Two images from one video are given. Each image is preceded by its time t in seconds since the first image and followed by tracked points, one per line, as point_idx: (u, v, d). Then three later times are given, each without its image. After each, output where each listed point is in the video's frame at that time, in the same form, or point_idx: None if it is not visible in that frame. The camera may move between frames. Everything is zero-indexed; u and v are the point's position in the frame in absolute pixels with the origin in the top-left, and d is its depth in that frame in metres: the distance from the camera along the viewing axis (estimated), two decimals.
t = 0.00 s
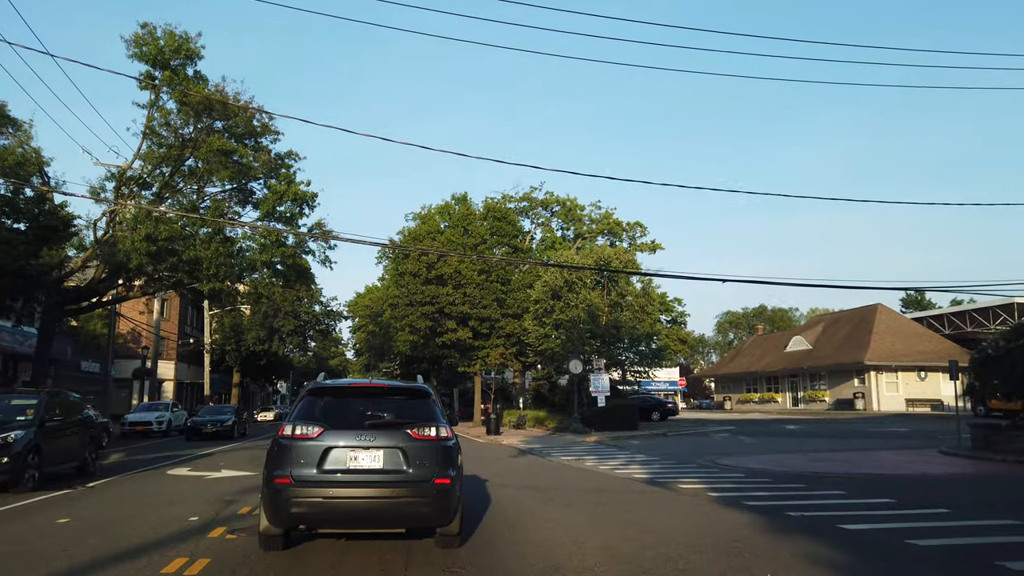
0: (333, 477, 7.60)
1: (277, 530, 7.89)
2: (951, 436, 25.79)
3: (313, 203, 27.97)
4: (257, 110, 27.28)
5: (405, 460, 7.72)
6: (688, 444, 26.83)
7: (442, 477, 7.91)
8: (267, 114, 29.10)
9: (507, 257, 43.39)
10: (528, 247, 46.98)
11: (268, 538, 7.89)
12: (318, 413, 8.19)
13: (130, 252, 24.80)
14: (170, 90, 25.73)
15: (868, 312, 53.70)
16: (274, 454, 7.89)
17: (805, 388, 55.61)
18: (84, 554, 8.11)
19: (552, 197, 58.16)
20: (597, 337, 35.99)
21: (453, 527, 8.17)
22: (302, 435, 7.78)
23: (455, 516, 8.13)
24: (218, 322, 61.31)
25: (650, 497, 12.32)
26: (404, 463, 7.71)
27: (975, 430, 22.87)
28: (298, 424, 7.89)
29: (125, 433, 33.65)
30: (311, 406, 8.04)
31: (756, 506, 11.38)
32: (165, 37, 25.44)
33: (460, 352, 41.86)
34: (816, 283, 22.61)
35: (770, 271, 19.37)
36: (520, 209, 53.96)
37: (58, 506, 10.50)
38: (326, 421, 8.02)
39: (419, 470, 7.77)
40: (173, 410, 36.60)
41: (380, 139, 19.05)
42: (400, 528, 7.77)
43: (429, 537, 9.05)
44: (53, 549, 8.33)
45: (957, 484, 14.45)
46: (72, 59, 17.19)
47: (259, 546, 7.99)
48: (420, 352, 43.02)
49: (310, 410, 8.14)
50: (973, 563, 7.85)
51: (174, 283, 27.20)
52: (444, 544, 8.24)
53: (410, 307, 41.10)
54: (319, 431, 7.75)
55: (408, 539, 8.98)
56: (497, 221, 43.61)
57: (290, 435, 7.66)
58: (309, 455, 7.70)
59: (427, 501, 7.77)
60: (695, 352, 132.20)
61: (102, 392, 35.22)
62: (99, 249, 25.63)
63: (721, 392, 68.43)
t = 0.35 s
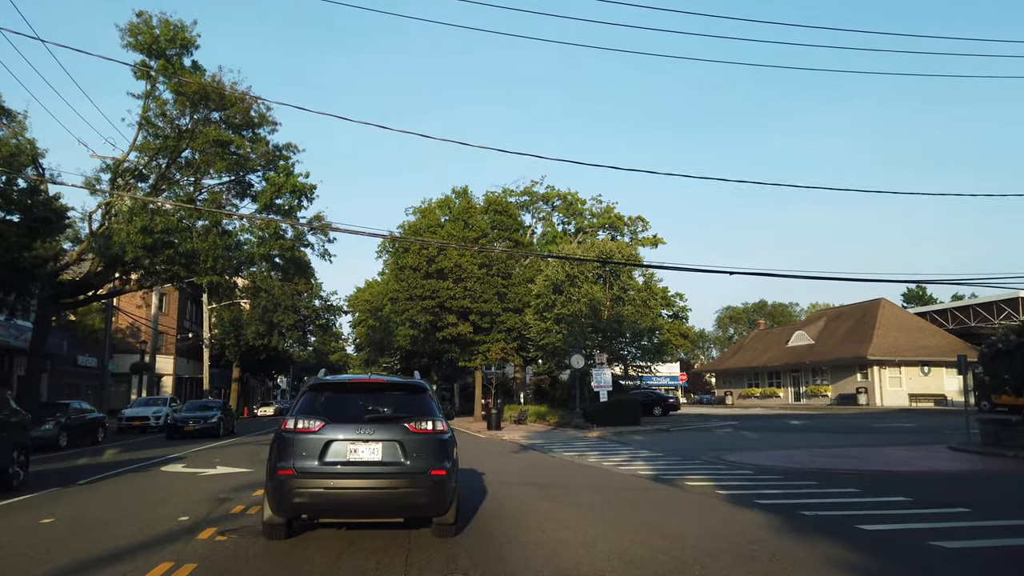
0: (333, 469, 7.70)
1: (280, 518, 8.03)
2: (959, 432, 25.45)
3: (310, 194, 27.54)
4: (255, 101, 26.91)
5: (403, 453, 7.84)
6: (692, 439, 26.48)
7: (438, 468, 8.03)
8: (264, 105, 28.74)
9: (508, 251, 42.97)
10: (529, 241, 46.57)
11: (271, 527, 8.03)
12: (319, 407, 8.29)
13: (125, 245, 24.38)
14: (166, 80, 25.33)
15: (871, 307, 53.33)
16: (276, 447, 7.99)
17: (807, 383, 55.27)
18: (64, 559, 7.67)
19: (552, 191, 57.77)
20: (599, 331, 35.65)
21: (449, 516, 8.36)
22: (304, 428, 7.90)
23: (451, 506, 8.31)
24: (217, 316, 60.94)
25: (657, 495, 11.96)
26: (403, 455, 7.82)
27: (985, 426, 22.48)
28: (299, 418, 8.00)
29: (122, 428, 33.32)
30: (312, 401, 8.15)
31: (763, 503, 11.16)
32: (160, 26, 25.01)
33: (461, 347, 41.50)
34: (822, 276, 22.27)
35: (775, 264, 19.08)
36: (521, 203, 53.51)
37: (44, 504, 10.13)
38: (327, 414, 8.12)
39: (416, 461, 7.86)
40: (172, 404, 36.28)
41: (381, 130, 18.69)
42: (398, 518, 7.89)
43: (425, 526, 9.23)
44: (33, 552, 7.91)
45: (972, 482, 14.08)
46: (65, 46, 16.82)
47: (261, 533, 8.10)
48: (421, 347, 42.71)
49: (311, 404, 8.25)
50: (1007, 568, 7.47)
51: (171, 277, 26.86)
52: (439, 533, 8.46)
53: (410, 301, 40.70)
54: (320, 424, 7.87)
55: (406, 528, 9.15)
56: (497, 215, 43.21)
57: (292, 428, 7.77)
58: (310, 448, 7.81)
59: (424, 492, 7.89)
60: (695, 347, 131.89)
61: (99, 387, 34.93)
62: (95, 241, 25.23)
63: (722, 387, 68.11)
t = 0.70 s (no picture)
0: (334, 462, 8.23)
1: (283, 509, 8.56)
2: (968, 429, 25.06)
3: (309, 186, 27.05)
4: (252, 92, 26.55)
5: (399, 446, 8.36)
6: (696, 436, 26.13)
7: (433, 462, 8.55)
8: (262, 97, 28.34)
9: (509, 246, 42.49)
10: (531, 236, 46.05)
11: (275, 517, 8.57)
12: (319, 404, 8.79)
13: (119, 239, 23.81)
14: (161, 71, 24.89)
15: (875, 303, 52.94)
16: (279, 442, 8.51)
17: (810, 379, 54.89)
18: (40, 564, 7.22)
19: (553, 186, 57.32)
20: (601, 327, 35.17)
21: (443, 507, 8.90)
22: (305, 424, 8.41)
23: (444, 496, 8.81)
24: (215, 312, 60.48)
25: (666, 495, 11.58)
26: (399, 449, 8.35)
27: (996, 423, 22.06)
28: (302, 414, 8.53)
29: (119, 426, 32.90)
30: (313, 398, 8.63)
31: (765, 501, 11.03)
32: (155, 16, 24.52)
33: (461, 343, 41.13)
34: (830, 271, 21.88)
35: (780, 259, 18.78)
36: (522, 198, 52.98)
37: (28, 505, 9.73)
38: (327, 410, 8.62)
39: (412, 455, 8.39)
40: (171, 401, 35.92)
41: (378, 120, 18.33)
42: (394, 507, 8.42)
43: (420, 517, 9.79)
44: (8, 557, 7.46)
45: (987, 481, 13.72)
46: (55, 34, 16.44)
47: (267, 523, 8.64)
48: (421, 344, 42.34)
49: (312, 401, 8.72)
50: None
51: (169, 273, 26.55)
52: (434, 522, 9.00)
53: (410, 297, 40.23)
54: (321, 420, 8.40)
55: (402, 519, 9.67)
56: (499, 210, 42.75)
57: (295, 424, 8.28)
58: (312, 443, 8.33)
59: (418, 483, 8.41)
60: (696, 344, 131.43)
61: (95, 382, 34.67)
62: (89, 235, 24.75)
63: (724, 384, 67.73)
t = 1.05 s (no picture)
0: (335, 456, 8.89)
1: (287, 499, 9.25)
2: (978, 428, 24.59)
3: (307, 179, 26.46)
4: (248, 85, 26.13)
5: (397, 442, 9.02)
6: (701, 435, 25.71)
7: (428, 455, 9.21)
8: (259, 90, 27.85)
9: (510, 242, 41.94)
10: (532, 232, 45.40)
11: (279, 506, 9.23)
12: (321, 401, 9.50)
13: (111, 234, 23.21)
14: (154, 62, 24.40)
15: (880, 299, 52.46)
16: (284, 436, 9.20)
17: (813, 377, 54.43)
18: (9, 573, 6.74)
19: (555, 181, 56.78)
20: (604, 324, 34.56)
21: (438, 499, 9.57)
22: (308, 420, 9.10)
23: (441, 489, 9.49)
24: (213, 309, 59.97)
25: (677, 497, 11.12)
26: (397, 444, 9.01)
27: (1008, 421, 21.57)
28: (304, 411, 9.21)
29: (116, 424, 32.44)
30: (315, 395, 9.33)
31: (770, 502, 10.76)
32: (149, 5, 24.00)
33: (461, 340, 40.66)
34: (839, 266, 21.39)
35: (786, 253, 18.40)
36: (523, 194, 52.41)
37: (10, 508, 9.31)
38: (328, 407, 9.31)
39: (409, 449, 9.07)
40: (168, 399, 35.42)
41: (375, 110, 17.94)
42: (391, 498, 9.07)
43: (417, 508, 10.49)
44: None
45: (1005, 481, 13.28)
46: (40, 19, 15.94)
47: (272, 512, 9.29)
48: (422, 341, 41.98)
49: (313, 400, 9.42)
50: None
51: (164, 269, 26.07)
52: (430, 513, 9.68)
53: (410, 294, 39.68)
54: (323, 416, 9.08)
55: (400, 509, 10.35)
56: (500, 205, 42.27)
57: (298, 420, 8.97)
58: (314, 437, 9.00)
59: (414, 476, 9.05)
60: (697, 341, 130.86)
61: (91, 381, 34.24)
62: (82, 230, 24.22)
63: (726, 382, 67.27)
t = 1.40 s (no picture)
0: (334, 445, 9.49)
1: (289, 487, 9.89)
2: (992, 422, 24.06)
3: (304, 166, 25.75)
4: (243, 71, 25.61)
5: (393, 432, 9.65)
6: (707, 429, 25.21)
7: (423, 445, 9.84)
8: (255, 75, 27.16)
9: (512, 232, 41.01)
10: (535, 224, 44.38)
11: (281, 493, 9.83)
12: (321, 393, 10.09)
13: (101, 222, 22.40)
14: (147, 45, 23.76)
15: (886, 291, 51.86)
16: (286, 427, 9.77)
17: (818, 370, 53.84)
18: None
19: (556, 172, 56.07)
20: (608, 316, 33.85)
21: (432, 486, 10.22)
22: (309, 411, 9.69)
23: (434, 477, 10.17)
24: (211, 301, 59.33)
25: (691, 496, 10.58)
26: (394, 434, 9.63)
27: None
28: (306, 403, 9.80)
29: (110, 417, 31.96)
30: (315, 388, 9.91)
31: (784, 500, 10.37)
32: None
33: (462, 332, 40.07)
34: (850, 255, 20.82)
35: (797, 242, 17.89)
36: (524, 184, 51.75)
37: None
38: (328, 399, 9.90)
39: (405, 439, 9.64)
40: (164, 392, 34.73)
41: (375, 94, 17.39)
42: (388, 485, 9.68)
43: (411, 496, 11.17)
44: None
45: None
46: None
47: (275, 498, 9.88)
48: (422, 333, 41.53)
49: (314, 392, 10.01)
50: None
51: (158, 258, 25.43)
52: (424, 500, 10.35)
53: (410, 285, 38.92)
54: (324, 408, 9.67)
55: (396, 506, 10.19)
56: (501, 195, 41.63)
57: (300, 411, 9.56)
58: (315, 428, 9.61)
59: (409, 464, 9.68)
60: (699, 334, 130.27)
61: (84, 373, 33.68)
62: (73, 218, 23.54)
63: (729, 375, 66.72)
